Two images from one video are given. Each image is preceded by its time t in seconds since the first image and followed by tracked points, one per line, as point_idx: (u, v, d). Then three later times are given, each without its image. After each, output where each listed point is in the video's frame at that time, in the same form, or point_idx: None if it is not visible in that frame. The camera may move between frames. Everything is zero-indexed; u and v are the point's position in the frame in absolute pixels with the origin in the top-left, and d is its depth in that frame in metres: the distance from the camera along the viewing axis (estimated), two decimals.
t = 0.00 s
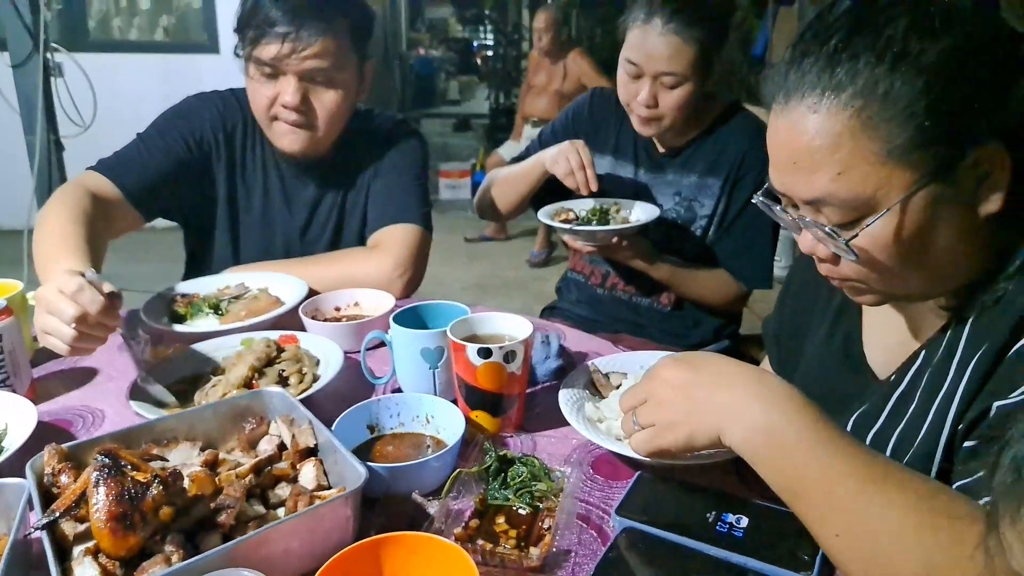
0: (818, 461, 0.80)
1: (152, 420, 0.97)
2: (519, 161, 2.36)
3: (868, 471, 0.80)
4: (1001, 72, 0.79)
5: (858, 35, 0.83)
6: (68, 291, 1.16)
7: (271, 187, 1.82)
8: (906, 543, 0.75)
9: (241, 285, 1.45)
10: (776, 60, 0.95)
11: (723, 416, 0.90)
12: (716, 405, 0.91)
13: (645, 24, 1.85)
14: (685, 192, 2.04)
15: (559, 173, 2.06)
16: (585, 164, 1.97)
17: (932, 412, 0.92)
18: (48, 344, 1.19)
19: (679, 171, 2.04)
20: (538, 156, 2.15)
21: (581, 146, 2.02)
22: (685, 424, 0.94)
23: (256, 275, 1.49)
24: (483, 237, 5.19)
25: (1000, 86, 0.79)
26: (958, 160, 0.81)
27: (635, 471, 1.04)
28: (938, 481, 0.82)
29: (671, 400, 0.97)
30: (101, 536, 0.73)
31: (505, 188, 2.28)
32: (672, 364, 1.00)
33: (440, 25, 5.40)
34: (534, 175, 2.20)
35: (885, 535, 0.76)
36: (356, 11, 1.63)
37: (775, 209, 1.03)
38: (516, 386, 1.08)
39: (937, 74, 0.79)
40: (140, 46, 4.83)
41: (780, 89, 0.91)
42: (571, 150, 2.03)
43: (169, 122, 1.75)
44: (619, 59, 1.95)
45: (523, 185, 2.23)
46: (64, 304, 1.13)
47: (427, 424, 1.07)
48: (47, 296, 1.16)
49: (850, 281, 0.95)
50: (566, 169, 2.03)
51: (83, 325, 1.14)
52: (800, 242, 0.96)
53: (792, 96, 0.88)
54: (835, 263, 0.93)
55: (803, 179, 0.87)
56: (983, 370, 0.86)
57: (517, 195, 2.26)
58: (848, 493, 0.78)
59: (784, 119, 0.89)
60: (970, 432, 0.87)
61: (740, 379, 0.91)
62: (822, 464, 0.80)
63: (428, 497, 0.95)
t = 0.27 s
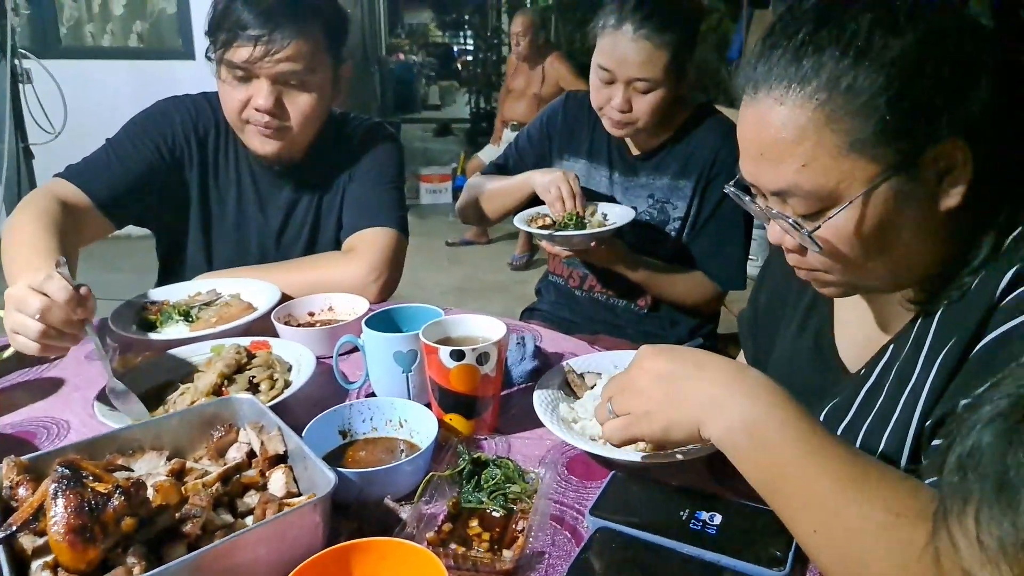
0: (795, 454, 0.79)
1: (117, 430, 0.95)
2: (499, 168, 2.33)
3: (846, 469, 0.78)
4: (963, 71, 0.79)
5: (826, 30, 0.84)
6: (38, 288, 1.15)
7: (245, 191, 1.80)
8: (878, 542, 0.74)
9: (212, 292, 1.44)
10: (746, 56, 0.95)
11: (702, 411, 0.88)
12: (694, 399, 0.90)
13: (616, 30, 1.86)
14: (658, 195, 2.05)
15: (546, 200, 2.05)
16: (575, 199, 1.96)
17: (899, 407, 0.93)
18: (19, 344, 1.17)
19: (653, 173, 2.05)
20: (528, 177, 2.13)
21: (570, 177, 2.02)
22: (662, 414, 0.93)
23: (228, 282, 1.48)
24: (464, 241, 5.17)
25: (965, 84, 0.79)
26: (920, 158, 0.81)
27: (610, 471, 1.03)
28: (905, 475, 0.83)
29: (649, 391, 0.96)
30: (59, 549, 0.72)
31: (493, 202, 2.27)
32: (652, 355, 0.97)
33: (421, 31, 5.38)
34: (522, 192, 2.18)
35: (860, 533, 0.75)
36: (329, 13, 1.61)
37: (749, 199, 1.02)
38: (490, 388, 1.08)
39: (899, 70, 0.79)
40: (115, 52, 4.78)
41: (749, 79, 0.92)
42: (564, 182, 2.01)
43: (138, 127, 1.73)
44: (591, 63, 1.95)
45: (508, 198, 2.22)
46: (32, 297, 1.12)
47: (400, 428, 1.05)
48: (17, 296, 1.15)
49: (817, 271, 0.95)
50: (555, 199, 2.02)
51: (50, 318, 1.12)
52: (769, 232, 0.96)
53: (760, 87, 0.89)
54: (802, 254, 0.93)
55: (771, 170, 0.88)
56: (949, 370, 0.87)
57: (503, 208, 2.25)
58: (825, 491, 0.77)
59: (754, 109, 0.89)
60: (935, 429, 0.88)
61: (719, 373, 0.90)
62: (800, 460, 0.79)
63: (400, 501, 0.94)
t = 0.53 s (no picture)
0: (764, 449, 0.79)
1: (77, 435, 0.93)
2: (478, 169, 2.32)
3: (817, 460, 0.78)
4: (929, 65, 0.78)
5: (794, 22, 0.83)
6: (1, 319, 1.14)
7: (215, 189, 1.78)
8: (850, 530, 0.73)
9: (180, 294, 1.41)
10: (715, 48, 0.94)
11: (673, 406, 0.89)
12: (666, 395, 0.90)
13: (588, 31, 1.85)
14: (633, 194, 2.05)
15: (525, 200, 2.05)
16: (557, 202, 1.96)
17: (864, 396, 0.95)
18: None
19: (628, 172, 2.04)
20: (508, 176, 2.12)
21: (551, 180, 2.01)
22: (633, 418, 0.93)
23: (196, 283, 1.45)
24: (444, 242, 5.14)
25: (930, 80, 0.79)
26: (887, 149, 0.81)
27: (583, 469, 1.02)
28: (871, 467, 0.84)
29: (622, 394, 0.95)
30: (11, 559, 0.69)
31: (471, 202, 2.26)
32: (622, 364, 0.98)
33: (401, 31, 5.33)
34: (500, 193, 2.18)
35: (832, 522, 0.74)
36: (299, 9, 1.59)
37: (717, 192, 1.02)
38: (462, 388, 1.06)
39: (868, 63, 0.78)
40: (86, 52, 4.70)
41: (718, 71, 0.91)
42: (544, 185, 2.01)
43: (103, 127, 1.71)
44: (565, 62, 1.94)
45: (487, 199, 2.21)
46: None
47: (371, 429, 1.03)
48: None
49: (783, 265, 0.95)
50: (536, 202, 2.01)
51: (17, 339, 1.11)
52: (737, 226, 0.96)
53: (730, 79, 0.88)
54: (769, 247, 0.93)
55: (740, 163, 0.87)
56: (913, 354, 0.89)
57: (481, 208, 2.24)
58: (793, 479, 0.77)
59: (723, 101, 0.88)
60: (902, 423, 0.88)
61: (690, 372, 0.90)
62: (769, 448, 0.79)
63: (370, 503, 0.93)
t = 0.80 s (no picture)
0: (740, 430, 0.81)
1: (43, 430, 0.91)
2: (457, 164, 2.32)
3: (792, 443, 0.80)
4: (897, 60, 0.80)
5: (766, 15, 0.84)
6: None
7: (187, 183, 1.76)
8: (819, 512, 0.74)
9: (151, 289, 1.39)
10: (689, 43, 0.95)
11: (660, 386, 0.91)
12: (652, 375, 0.92)
13: (567, 28, 1.84)
14: (612, 190, 2.05)
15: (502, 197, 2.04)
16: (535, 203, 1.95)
17: (837, 386, 0.98)
18: None
19: (608, 169, 2.05)
20: (485, 172, 2.12)
21: (530, 181, 2.00)
22: (624, 392, 0.94)
23: (167, 278, 1.43)
24: (423, 240, 5.12)
25: (901, 74, 0.81)
26: (857, 143, 0.82)
27: (560, 463, 1.02)
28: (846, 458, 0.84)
29: (611, 374, 0.97)
30: None
31: (447, 197, 2.26)
32: (612, 346, 1.00)
33: (381, 29, 5.19)
34: (477, 188, 2.17)
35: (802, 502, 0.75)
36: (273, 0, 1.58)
37: (693, 186, 1.03)
38: (438, 382, 1.05)
39: (840, 56, 0.79)
40: (58, 46, 4.61)
41: (692, 66, 0.91)
42: (523, 185, 2.00)
43: (71, 118, 1.68)
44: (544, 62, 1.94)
45: (464, 194, 2.20)
46: None
47: (345, 424, 1.03)
48: None
49: (758, 258, 0.96)
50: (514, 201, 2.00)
51: None
52: (710, 219, 0.97)
53: (704, 73, 0.88)
54: (743, 241, 0.94)
55: (714, 157, 0.87)
56: (889, 339, 0.91)
57: (458, 203, 2.23)
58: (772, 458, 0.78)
59: (697, 96, 0.89)
60: (874, 412, 0.89)
61: (676, 357, 0.92)
62: (751, 427, 0.81)
63: (344, 498, 0.92)
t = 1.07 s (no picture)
0: (716, 422, 0.81)
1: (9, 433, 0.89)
2: (431, 153, 2.29)
3: (770, 435, 0.80)
4: (871, 55, 0.80)
5: (740, 9, 0.84)
6: None
7: (156, 179, 1.76)
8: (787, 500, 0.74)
9: (122, 289, 1.36)
10: (664, 36, 0.95)
11: (631, 378, 0.92)
12: (629, 368, 0.93)
13: (546, 23, 1.84)
14: (592, 187, 2.05)
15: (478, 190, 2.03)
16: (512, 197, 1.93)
17: (812, 378, 0.98)
18: None
19: (587, 167, 2.05)
20: (460, 165, 2.10)
21: (507, 176, 1.98)
22: (596, 385, 0.96)
23: (138, 278, 1.41)
24: (401, 240, 5.09)
25: (874, 68, 0.81)
26: (831, 137, 0.82)
27: (537, 458, 1.02)
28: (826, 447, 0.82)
29: (585, 369, 0.99)
30: None
31: (419, 186, 2.23)
32: (587, 343, 1.02)
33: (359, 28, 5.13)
34: (451, 180, 2.15)
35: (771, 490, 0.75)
36: None
37: (669, 180, 1.03)
38: (415, 380, 1.04)
39: (814, 49, 0.78)
40: (26, 45, 4.53)
41: (668, 59, 0.91)
42: (499, 179, 1.98)
43: (36, 118, 1.69)
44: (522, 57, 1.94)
45: (437, 185, 2.19)
46: None
47: (320, 423, 1.01)
48: None
49: (733, 253, 0.96)
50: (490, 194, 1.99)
51: None
52: (686, 214, 0.97)
53: (678, 67, 0.88)
54: (719, 235, 0.94)
55: (689, 151, 0.88)
56: (858, 333, 0.91)
57: (431, 194, 2.22)
58: (737, 445, 0.79)
59: (672, 90, 0.89)
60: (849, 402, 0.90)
61: (648, 352, 0.94)
62: (715, 414, 0.82)
63: (318, 498, 0.90)
